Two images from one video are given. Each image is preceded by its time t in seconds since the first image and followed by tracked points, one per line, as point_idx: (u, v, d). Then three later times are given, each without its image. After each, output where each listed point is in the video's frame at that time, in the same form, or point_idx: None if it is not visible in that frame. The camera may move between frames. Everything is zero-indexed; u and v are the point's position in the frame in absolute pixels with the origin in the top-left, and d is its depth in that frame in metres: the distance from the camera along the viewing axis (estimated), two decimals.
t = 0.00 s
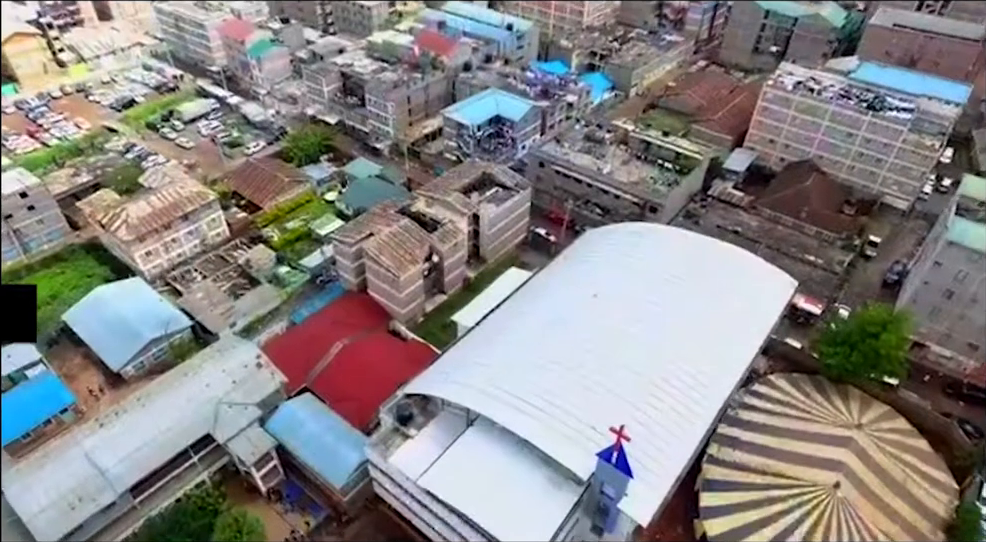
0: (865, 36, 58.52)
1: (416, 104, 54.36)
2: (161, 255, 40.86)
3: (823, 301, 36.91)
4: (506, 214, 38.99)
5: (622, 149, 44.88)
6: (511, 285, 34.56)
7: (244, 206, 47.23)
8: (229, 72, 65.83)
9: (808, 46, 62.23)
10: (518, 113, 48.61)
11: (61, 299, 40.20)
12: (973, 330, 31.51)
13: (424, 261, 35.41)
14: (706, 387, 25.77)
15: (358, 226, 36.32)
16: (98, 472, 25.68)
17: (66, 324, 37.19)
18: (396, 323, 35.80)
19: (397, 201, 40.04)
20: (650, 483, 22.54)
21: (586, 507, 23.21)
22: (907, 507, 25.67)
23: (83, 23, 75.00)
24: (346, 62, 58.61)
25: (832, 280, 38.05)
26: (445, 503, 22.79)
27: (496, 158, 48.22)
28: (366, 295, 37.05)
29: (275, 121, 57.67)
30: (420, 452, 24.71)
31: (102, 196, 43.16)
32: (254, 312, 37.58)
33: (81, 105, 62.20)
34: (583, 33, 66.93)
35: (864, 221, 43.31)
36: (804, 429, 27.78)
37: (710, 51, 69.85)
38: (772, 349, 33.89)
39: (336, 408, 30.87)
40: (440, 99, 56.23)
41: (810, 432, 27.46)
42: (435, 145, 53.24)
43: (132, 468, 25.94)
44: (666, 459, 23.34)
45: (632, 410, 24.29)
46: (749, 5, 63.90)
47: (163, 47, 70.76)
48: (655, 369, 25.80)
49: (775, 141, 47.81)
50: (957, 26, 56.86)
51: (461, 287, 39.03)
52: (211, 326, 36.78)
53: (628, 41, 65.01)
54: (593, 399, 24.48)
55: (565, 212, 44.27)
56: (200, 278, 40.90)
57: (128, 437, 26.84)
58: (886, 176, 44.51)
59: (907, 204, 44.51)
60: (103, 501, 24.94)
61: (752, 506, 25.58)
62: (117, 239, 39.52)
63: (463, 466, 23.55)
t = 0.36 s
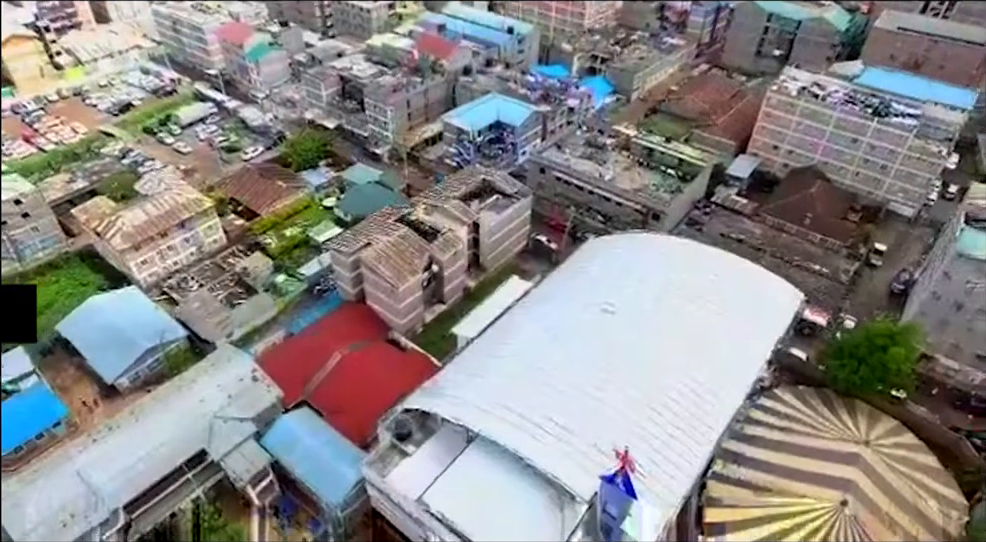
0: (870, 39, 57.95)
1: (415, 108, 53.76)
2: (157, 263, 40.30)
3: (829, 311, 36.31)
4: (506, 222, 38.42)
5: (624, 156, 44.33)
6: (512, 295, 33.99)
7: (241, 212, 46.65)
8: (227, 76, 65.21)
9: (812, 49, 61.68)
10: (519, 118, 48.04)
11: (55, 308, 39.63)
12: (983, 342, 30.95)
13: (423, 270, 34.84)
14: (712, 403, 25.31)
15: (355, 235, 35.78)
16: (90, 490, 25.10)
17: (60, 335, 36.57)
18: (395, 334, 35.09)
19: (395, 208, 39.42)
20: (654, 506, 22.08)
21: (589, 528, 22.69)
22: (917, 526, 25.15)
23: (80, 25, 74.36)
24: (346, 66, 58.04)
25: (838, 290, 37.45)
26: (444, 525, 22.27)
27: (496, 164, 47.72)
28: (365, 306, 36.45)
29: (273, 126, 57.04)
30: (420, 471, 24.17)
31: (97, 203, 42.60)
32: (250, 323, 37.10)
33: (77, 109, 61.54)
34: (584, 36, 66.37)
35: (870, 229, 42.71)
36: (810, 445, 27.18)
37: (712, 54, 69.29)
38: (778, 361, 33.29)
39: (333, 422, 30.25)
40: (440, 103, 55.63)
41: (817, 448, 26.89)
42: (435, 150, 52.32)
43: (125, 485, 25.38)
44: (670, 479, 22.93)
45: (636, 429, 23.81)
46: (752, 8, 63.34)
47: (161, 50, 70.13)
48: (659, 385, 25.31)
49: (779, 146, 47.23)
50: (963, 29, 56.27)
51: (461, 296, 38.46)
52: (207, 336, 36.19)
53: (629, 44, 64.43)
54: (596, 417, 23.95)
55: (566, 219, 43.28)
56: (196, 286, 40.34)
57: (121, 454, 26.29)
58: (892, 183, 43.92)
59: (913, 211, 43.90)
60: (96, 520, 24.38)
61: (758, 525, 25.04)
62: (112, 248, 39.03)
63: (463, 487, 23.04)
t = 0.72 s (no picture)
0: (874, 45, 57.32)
1: (415, 114, 53.15)
2: (152, 273, 39.67)
3: (836, 323, 35.65)
4: (507, 232, 37.76)
5: (626, 163, 43.67)
6: (513, 308, 33.35)
7: (238, 220, 46.00)
8: (224, 80, 64.55)
9: (815, 53, 61.02)
10: (520, 125, 47.38)
11: (48, 319, 39.01)
12: None
13: (422, 282, 34.18)
14: (718, 424, 24.71)
15: (353, 246, 35.00)
16: (81, 512, 24.50)
17: (53, 348, 35.87)
18: (394, 347, 34.41)
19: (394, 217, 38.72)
20: (660, 533, 21.47)
21: None
22: None
23: (77, 29, 73.81)
24: (344, 70, 57.37)
25: (845, 301, 36.79)
26: None
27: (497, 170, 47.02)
28: (363, 318, 35.83)
29: (271, 131, 56.37)
30: (419, 494, 23.54)
31: (91, 212, 41.94)
32: (245, 335, 36.50)
33: (74, 114, 60.92)
34: (586, 39, 65.66)
35: (876, 237, 42.08)
36: (820, 466, 26.55)
37: (714, 58, 68.68)
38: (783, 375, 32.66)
39: (329, 440, 29.60)
40: (439, 109, 55.00)
41: (826, 468, 26.24)
42: (435, 156, 51.69)
43: (116, 508, 24.72)
44: (676, 505, 22.34)
45: (640, 452, 23.26)
46: (755, 12, 62.67)
47: (159, 53, 69.52)
48: (664, 406, 24.73)
49: (784, 153, 46.57)
50: (969, 33, 55.57)
51: (461, 307, 37.83)
52: (202, 349, 35.60)
53: (631, 48, 63.77)
54: (599, 439, 23.40)
55: (568, 227, 43.12)
56: (192, 297, 39.71)
57: (113, 475, 25.68)
58: (898, 191, 43.26)
59: (920, 219, 43.25)
60: None
61: None
62: (106, 258, 38.42)
63: (463, 511, 22.38)
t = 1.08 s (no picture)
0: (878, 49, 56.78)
1: (414, 119, 52.62)
2: (147, 282, 39.13)
3: (841, 334, 35.13)
4: (506, 240, 37.22)
5: (627, 170, 43.11)
6: (514, 320, 32.86)
7: (234, 227, 45.52)
8: (222, 83, 63.96)
9: (818, 57, 60.53)
10: (519, 130, 46.84)
11: (42, 329, 38.46)
12: None
13: (421, 293, 33.65)
14: (724, 444, 24.18)
15: (351, 256, 34.48)
16: (71, 533, 23.97)
17: (45, 359, 35.29)
18: (392, 359, 33.87)
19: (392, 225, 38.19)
20: None
21: None
22: None
23: (74, 31, 73.31)
24: (342, 74, 56.83)
25: (850, 311, 36.25)
26: None
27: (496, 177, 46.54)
28: (361, 328, 35.28)
29: (268, 136, 55.84)
30: (418, 516, 22.99)
31: (86, 219, 41.40)
32: (241, 345, 35.97)
33: (70, 118, 60.39)
34: (586, 42, 65.06)
35: (880, 245, 41.58)
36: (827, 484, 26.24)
37: (716, 61, 68.12)
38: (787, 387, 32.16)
39: (326, 456, 29.13)
40: (438, 113, 54.50)
41: (833, 488, 25.82)
42: (434, 161, 51.20)
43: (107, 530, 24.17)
44: (680, 528, 21.84)
45: (643, 472, 22.78)
46: (757, 15, 62.10)
47: (156, 56, 68.96)
48: (667, 424, 24.23)
49: (786, 159, 46.04)
50: (974, 37, 54.96)
51: (460, 317, 37.32)
52: (197, 360, 35.05)
53: (632, 52, 63.21)
54: (600, 459, 22.92)
55: (568, 235, 42.67)
56: (187, 306, 39.19)
57: (105, 494, 25.14)
58: (903, 198, 42.72)
59: (925, 227, 42.73)
60: None
61: None
62: (100, 267, 37.83)
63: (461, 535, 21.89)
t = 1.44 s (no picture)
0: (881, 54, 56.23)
1: (412, 124, 52.03)
2: (141, 292, 38.48)
3: (847, 346, 34.54)
4: (506, 250, 36.61)
5: (629, 177, 42.52)
6: (515, 333, 32.22)
7: (231, 234, 44.92)
8: (219, 88, 63.35)
9: (820, 61, 59.99)
10: (519, 136, 46.22)
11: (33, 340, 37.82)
12: None
13: (419, 304, 33.02)
14: (731, 463, 23.50)
15: (348, 266, 33.91)
16: None
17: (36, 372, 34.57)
18: (390, 372, 33.27)
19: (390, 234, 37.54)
20: None
21: None
22: None
23: (71, 35, 72.82)
24: (340, 79, 56.23)
25: (856, 323, 35.63)
26: None
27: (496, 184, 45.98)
28: (358, 340, 34.69)
29: (266, 141, 55.26)
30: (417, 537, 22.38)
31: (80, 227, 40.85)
32: (237, 357, 35.28)
33: (65, 123, 59.80)
34: (586, 46, 64.41)
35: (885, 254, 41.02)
36: (835, 502, 25.83)
37: (717, 65, 67.55)
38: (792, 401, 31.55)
39: (321, 472, 28.56)
40: (437, 119, 53.92)
41: (840, 507, 25.54)
42: (433, 168, 50.63)
43: None
44: None
45: (646, 491, 22.14)
46: (758, 18, 61.51)
47: (153, 60, 68.36)
48: (670, 441, 23.59)
49: (790, 166, 45.45)
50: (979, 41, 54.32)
51: (459, 328, 36.72)
52: (191, 373, 34.40)
53: (633, 55, 62.61)
54: (601, 478, 22.30)
55: (569, 243, 42.14)
56: (183, 316, 38.54)
57: (95, 514, 24.55)
58: (908, 206, 42.13)
59: (931, 235, 42.18)
60: None
61: None
62: (93, 277, 37.16)
63: None
